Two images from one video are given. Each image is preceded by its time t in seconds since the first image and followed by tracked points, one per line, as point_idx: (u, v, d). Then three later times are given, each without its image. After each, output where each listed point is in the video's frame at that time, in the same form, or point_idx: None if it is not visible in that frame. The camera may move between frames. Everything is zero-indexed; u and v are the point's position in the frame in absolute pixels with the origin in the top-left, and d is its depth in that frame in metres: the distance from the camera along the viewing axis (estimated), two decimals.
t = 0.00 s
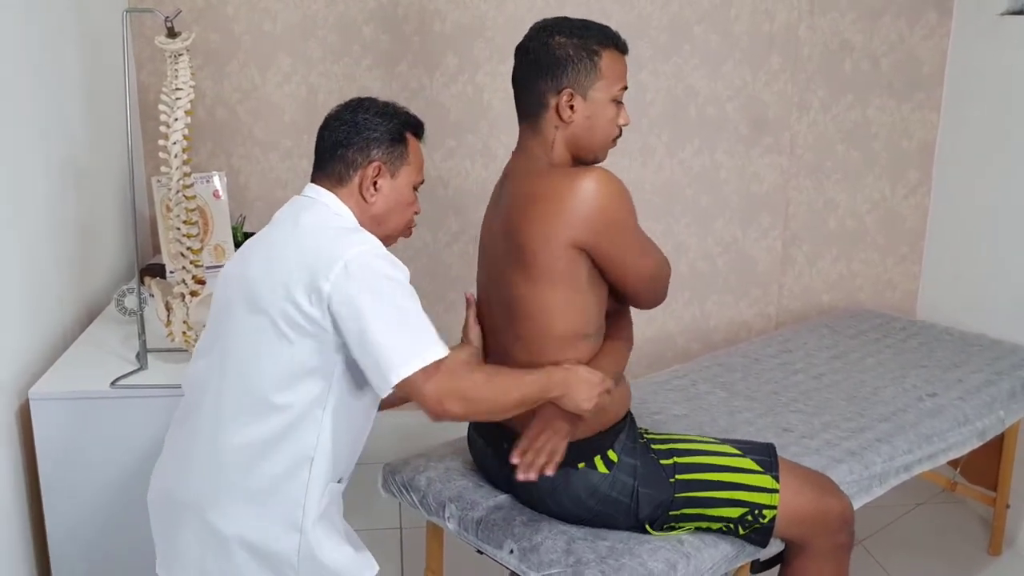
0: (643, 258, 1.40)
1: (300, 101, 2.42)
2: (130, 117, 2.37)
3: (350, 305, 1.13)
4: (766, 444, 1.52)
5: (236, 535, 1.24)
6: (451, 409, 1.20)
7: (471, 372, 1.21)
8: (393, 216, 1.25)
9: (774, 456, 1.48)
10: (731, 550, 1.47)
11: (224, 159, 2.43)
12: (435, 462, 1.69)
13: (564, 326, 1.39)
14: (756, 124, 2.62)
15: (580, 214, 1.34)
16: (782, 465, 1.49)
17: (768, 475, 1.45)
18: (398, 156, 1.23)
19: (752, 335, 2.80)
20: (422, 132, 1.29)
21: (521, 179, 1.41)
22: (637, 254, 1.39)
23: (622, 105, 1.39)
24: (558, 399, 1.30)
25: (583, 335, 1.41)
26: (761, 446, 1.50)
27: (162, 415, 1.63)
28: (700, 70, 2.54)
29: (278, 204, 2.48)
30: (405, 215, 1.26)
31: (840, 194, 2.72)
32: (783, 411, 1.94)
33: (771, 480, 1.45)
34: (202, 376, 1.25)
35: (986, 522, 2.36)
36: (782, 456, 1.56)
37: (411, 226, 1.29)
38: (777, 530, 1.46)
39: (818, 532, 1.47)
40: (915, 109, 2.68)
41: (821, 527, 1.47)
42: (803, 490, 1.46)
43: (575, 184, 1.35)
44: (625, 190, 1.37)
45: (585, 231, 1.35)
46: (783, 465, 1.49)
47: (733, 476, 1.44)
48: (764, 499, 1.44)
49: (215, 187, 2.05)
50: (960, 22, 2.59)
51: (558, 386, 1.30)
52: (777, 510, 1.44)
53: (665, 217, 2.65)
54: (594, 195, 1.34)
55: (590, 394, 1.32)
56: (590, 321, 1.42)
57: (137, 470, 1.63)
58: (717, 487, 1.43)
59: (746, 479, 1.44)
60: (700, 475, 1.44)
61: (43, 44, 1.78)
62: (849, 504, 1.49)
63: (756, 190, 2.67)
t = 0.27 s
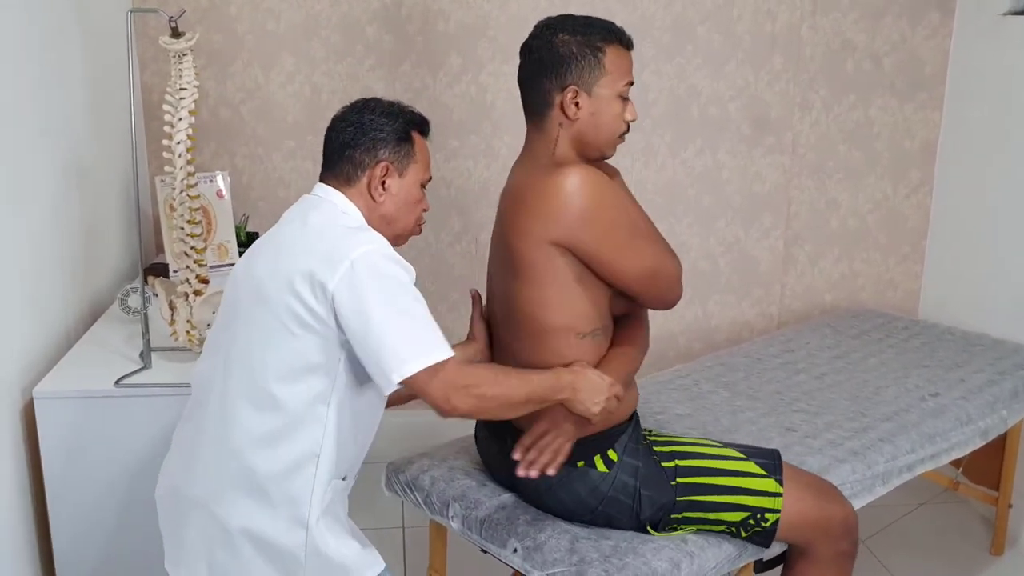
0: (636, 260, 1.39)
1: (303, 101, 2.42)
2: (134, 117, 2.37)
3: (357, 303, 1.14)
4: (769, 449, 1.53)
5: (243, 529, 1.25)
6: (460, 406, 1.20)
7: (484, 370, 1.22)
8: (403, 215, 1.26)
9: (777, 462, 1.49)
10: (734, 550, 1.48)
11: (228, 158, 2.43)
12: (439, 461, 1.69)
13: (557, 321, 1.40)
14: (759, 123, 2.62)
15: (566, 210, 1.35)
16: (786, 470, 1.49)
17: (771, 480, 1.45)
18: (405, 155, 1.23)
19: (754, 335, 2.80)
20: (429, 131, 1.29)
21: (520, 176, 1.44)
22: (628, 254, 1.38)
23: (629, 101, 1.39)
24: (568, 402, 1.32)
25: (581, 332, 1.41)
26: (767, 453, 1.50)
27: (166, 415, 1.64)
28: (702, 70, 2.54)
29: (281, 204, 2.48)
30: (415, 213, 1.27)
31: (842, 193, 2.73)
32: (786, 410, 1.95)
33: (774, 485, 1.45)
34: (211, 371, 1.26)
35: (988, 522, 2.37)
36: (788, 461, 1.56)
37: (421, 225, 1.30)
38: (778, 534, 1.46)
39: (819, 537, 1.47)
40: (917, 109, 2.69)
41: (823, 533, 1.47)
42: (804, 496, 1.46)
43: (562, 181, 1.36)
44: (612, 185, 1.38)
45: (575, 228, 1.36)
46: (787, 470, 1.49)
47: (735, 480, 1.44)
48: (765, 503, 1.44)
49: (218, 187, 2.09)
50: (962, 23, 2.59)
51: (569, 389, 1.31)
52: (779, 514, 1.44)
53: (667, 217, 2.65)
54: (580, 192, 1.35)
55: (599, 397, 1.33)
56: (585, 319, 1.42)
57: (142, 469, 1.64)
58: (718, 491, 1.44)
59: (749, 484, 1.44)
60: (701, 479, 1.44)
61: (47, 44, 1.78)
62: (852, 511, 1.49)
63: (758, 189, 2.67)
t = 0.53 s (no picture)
0: (663, 263, 1.42)
1: (306, 101, 2.42)
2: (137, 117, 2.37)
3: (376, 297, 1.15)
4: (777, 446, 1.54)
5: (252, 528, 1.24)
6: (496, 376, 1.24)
7: (504, 345, 1.23)
8: (410, 216, 1.27)
9: (785, 456, 1.49)
10: (738, 550, 1.48)
11: (231, 159, 2.44)
12: (442, 462, 1.69)
13: (596, 327, 1.39)
14: (762, 124, 2.62)
15: (614, 219, 1.34)
16: (794, 465, 1.50)
17: (780, 474, 1.46)
18: (415, 157, 1.24)
19: (756, 335, 2.80)
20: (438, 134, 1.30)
21: (549, 179, 1.40)
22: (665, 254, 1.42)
23: (641, 101, 1.41)
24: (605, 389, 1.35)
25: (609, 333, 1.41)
26: (774, 448, 1.51)
27: (169, 415, 1.64)
28: (705, 71, 2.55)
29: (284, 204, 2.48)
30: (422, 215, 1.28)
31: (845, 194, 2.73)
32: (789, 411, 1.95)
33: (783, 480, 1.46)
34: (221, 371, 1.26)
35: (990, 522, 2.37)
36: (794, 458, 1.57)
37: (427, 227, 1.30)
38: (786, 529, 1.46)
39: (827, 532, 1.47)
40: (919, 110, 2.69)
41: (831, 527, 1.47)
42: (814, 490, 1.47)
43: (611, 190, 1.34)
44: (660, 192, 1.38)
45: (623, 230, 1.35)
46: (795, 465, 1.50)
47: (745, 475, 1.45)
48: (775, 498, 1.44)
49: (221, 187, 2.10)
50: (965, 24, 2.59)
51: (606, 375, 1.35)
52: (787, 509, 1.45)
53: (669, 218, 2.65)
54: (630, 202, 1.35)
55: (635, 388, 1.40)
56: (617, 323, 1.42)
57: (145, 469, 1.64)
58: (728, 485, 1.44)
59: (758, 479, 1.45)
60: (711, 473, 1.45)
61: (52, 45, 1.78)
62: (859, 505, 1.50)
63: (760, 190, 2.67)
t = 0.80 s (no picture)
0: (633, 262, 1.39)
1: (307, 100, 2.42)
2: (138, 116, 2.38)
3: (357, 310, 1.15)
4: (773, 448, 1.53)
5: (254, 526, 1.25)
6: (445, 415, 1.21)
7: (471, 377, 1.23)
8: (416, 211, 1.27)
9: (778, 460, 1.49)
10: (738, 549, 1.48)
11: (231, 158, 2.44)
12: (442, 460, 1.70)
13: (558, 318, 1.41)
14: (762, 124, 2.62)
15: (569, 209, 1.36)
16: (787, 469, 1.49)
17: (772, 480, 1.45)
18: (421, 152, 1.24)
19: (757, 335, 2.80)
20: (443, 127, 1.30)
21: (528, 174, 1.44)
22: (623, 250, 1.38)
23: (636, 94, 1.38)
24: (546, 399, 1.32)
25: (579, 329, 1.42)
26: (766, 450, 1.51)
27: (170, 413, 1.64)
28: (706, 71, 2.55)
29: (284, 203, 2.49)
30: (427, 210, 1.28)
31: (845, 194, 2.73)
32: (789, 410, 1.95)
33: (775, 486, 1.45)
34: (221, 368, 1.26)
35: (990, 522, 2.37)
36: (789, 460, 1.56)
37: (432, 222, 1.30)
38: (777, 535, 1.46)
39: (819, 538, 1.47)
40: (920, 110, 2.69)
41: (822, 534, 1.47)
42: (805, 496, 1.46)
43: (568, 180, 1.37)
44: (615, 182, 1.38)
45: (578, 223, 1.37)
46: (788, 469, 1.49)
47: (736, 479, 1.45)
48: (766, 503, 1.44)
49: (222, 186, 2.10)
50: (965, 23, 2.59)
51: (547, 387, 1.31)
52: (778, 515, 1.44)
53: (670, 217, 2.65)
54: (585, 191, 1.36)
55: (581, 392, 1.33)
56: (582, 315, 1.42)
57: (145, 469, 1.64)
58: (717, 490, 1.44)
59: (750, 482, 1.44)
60: (701, 478, 1.44)
61: (52, 44, 1.79)
62: (852, 513, 1.49)
63: (760, 190, 2.68)
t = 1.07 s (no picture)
0: (669, 263, 1.42)
1: (308, 101, 2.42)
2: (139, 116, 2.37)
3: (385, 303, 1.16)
4: (783, 450, 1.53)
5: (259, 529, 1.24)
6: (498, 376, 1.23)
7: (517, 347, 1.24)
8: (419, 215, 1.27)
9: (789, 461, 1.49)
10: (741, 550, 1.48)
11: (233, 159, 2.43)
12: (445, 462, 1.69)
13: (599, 323, 1.38)
14: (763, 124, 2.62)
15: (613, 218, 1.34)
16: (798, 469, 1.49)
17: (784, 479, 1.45)
18: (423, 156, 1.24)
19: (758, 336, 2.80)
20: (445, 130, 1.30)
21: (551, 178, 1.40)
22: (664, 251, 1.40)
23: (643, 97, 1.39)
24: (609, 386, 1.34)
25: (617, 331, 1.41)
26: (776, 452, 1.51)
27: (172, 414, 1.64)
28: (707, 71, 2.55)
29: (286, 204, 2.48)
30: (430, 213, 1.28)
31: (846, 194, 2.73)
32: (792, 411, 1.95)
33: (787, 485, 1.45)
34: (227, 371, 1.26)
35: (991, 523, 2.37)
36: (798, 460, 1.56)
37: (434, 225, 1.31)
38: (788, 534, 1.46)
39: (831, 537, 1.47)
40: (921, 110, 2.69)
41: (835, 532, 1.47)
42: (818, 496, 1.46)
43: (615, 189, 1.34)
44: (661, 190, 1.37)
45: (625, 228, 1.35)
46: (799, 469, 1.49)
47: (748, 478, 1.44)
48: (779, 502, 1.44)
49: (224, 187, 2.10)
50: (967, 24, 2.59)
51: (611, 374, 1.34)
52: (791, 514, 1.44)
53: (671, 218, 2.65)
54: (631, 201, 1.34)
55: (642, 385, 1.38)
56: (619, 318, 1.41)
57: (148, 470, 1.64)
58: (731, 490, 1.44)
59: (762, 483, 1.44)
60: (714, 477, 1.44)
61: (54, 44, 1.78)
62: (863, 511, 1.49)
63: (762, 191, 2.67)
